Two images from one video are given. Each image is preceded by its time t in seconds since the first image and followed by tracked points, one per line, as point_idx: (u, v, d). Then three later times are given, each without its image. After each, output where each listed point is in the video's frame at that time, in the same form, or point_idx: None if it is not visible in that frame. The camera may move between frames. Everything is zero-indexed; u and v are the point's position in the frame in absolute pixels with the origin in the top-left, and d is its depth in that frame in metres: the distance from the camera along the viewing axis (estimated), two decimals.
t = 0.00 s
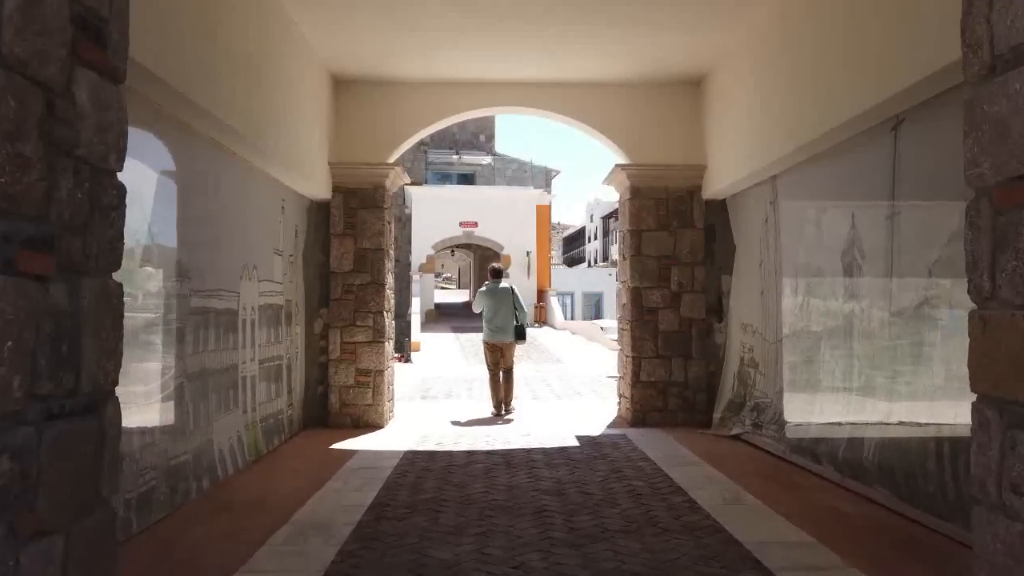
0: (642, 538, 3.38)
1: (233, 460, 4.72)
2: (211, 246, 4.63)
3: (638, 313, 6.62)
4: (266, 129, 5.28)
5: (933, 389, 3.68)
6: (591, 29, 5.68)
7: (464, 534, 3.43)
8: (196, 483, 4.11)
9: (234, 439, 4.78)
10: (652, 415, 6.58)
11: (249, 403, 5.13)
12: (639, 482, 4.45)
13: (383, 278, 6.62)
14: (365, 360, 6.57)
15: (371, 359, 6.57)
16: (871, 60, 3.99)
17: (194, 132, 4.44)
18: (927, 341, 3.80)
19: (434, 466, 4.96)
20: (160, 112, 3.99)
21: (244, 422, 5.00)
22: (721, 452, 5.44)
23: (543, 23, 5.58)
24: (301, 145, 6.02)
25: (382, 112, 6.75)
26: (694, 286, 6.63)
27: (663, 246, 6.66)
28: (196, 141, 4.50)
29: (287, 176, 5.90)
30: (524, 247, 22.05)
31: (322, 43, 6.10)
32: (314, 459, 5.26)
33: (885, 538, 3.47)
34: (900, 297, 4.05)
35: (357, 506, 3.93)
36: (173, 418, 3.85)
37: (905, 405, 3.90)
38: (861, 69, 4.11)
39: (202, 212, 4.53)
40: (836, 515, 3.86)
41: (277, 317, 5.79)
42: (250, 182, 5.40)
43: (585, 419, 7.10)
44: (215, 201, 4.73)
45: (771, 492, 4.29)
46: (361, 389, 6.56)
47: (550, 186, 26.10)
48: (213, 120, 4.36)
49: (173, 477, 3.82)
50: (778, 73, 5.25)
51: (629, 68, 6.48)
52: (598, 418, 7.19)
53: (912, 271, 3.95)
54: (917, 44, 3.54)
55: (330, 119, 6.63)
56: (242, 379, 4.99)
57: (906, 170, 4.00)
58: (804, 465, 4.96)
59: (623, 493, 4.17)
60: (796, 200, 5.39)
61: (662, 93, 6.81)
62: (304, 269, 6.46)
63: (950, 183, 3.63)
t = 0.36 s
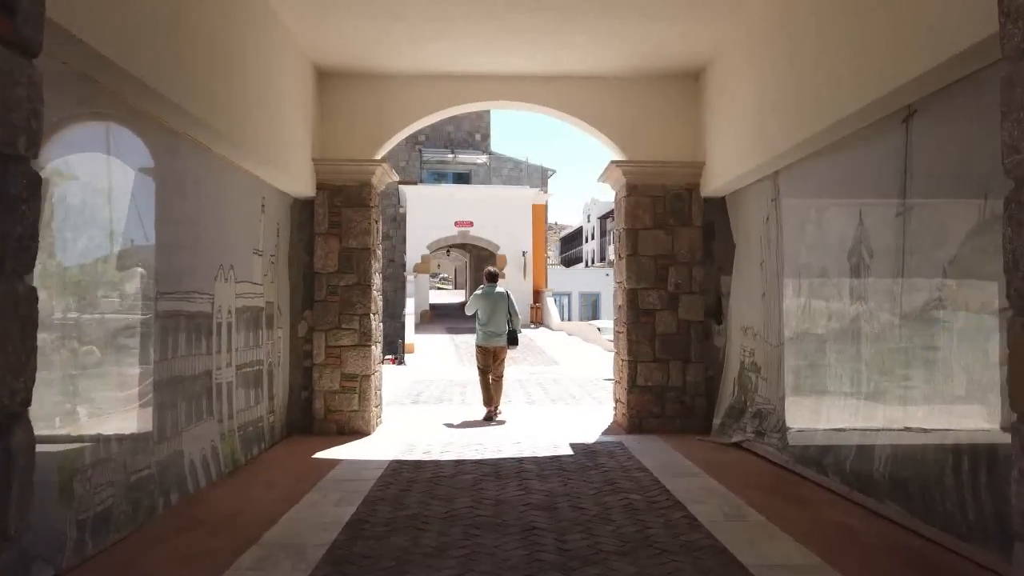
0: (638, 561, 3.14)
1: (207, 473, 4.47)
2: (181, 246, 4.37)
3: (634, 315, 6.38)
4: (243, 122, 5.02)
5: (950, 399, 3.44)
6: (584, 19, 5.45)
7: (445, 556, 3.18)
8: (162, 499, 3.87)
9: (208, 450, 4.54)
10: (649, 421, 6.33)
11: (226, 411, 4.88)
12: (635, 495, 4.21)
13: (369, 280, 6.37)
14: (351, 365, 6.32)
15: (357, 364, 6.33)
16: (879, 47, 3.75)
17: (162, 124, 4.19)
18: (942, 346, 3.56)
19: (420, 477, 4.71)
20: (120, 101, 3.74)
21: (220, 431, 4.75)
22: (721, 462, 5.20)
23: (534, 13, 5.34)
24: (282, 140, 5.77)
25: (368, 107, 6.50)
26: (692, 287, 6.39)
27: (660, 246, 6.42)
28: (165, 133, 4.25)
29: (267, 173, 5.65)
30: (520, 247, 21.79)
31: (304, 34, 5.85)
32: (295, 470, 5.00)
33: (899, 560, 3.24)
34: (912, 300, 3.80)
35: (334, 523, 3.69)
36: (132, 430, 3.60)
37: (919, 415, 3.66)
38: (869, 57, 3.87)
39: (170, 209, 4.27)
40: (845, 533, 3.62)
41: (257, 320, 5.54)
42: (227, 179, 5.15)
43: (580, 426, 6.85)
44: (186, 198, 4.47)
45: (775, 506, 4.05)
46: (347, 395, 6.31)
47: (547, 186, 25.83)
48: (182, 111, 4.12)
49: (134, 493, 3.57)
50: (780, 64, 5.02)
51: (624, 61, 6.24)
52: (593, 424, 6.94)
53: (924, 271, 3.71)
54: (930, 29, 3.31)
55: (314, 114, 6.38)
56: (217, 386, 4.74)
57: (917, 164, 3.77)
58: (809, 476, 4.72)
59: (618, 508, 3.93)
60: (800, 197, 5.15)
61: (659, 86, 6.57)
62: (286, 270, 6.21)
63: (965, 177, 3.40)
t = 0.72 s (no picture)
0: None
1: (190, 481, 4.27)
2: (163, 244, 4.18)
3: (636, 316, 6.18)
4: (229, 115, 4.83)
5: (974, 406, 3.23)
6: (584, 10, 5.26)
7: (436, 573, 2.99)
8: (138, 510, 3.67)
9: (192, 457, 4.35)
10: (651, 426, 6.13)
11: (212, 416, 4.68)
12: (638, 504, 4.01)
13: (363, 279, 6.17)
14: (344, 367, 6.13)
15: (351, 367, 6.13)
16: (895, 33, 3.55)
17: (141, 116, 4.00)
18: (964, 349, 3.35)
19: (413, 485, 4.51)
20: (95, 90, 3.55)
21: (205, 437, 4.55)
22: (728, 468, 4.99)
23: (532, 3, 5.15)
24: (272, 135, 5.57)
25: (362, 102, 6.30)
26: (697, 287, 6.19)
27: (663, 244, 6.22)
28: (145, 125, 4.05)
29: (256, 169, 5.45)
30: (521, 247, 21.57)
31: (295, 26, 5.66)
32: (284, 477, 4.80)
33: None
34: (932, 299, 3.60)
35: (320, 536, 3.49)
36: (102, 437, 3.40)
37: (940, 422, 3.45)
38: (885, 44, 3.67)
39: (151, 205, 4.08)
40: (862, 547, 3.41)
41: (245, 321, 5.34)
42: (214, 174, 4.96)
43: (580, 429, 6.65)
44: (168, 194, 4.28)
45: (786, 517, 3.85)
46: (340, 399, 6.11)
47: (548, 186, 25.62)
48: (163, 103, 3.93)
49: (107, 504, 3.39)
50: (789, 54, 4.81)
51: (626, 54, 6.04)
52: (594, 427, 6.74)
53: (943, 270, 3.51)
54: (950, 13, 3.11)
55: (306, 109, 6.18)
56: (202, 390, 4.54)
57: (935, 157, 3.56)
58: (820, 484, 4.51)
59: (620, 518, 3.73)
60: (809, 193, 4.94)
61: (662, 80, 6.37)
62: (277, 270, 6.01)
63: (988, 170, 3.19)
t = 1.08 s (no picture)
0: None
1: (176, 493, 4.04)
2: (146, 242, 3.95)
3: (644, 318, 5.94)
4: (220, 107, 4.59)
5: (1015, 417, 2.99)
6: None
7: None
8: (117, 524, 3.44)
9: (178, 466, 4.12)
10: (661, 432, 5.89)
11: (200, 423, 4.44)
12: (650, 519, 3.77)
13: (361, 279, 5.93)
14: (341, 371, 5.89)
15: (349, 370, 5.90)
16: (927, 17, 3.31)
17: (123, 106, 3.77)
18: (1002, 355, 3.11)
19: (411, 496, 4.28)
20: (71, 78, 3.32)
21: (193, 446, 4.31)
22: (743, 479, 4.75)
23: None
24: (266, 129, 5.34)
25: (360, 96, 6.07)
26: (707, 288, 5.95)
27: (672, 243, 5.98)
28: (128, 117, 3.82)
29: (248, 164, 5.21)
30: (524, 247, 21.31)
31: (289, 16, 5.43)
32: (276, 487, 4.57)
33: None
34: (966, 302, 3.36)
35: (310, 554, 3.27)
36: (75, 448, 3.17)
37: (976, 433, 3.21)
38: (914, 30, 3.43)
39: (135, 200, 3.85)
40: (894, 568, 3.17)
41: (237, 323, 5.11)
42: (204, 169, 4.72)
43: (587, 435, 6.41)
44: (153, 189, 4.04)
45: (808, 533, 3.61)
46: (337, 403, 5.88)
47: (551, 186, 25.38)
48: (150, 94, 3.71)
49: (81, 520, 3.17)
50: (808, 44, 4.57)
51: (634, 46, 5.81)
52: (600, 433, 6.50)
53: (978, 271, 3.27)
54: None
55: (302, 103, 5.95)
56: (189, 396, 4.31)
57: (970, 149, 3.32)
58: (842, 496, 4.27)
59: (631, 535, 3.49)
60: (828, 189, 4.69)
61: (672, 74, 6.13)
62: (272, 270, 5.78)
63: None
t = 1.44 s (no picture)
0: None
1: (163, 499, 3.88)
2: (133, 237, 3.78)
3: (651, 318, 5.76)
4: (212, 97, 4.42)
5: None
6: None
7: None
8: (97, 533, 3.28)
9: (166, 471, 3.95)
10: (668, 435, 5.72)
11: (190, 426, 4.28)
12: (659, 528, 3.59)
13: (359, 277, 5.75)
14: (338, 372, 5.72)
15: (346, 371, 5.72)
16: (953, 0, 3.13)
17: (105, 94, 3.59)
18: None
19: (409, 502, 4.10)
20: (53, 65, 3.15)
21: (183, 449, 4.15)
22: (755, 484, 4.58)
23: None
24: (260, 121, 5.17)
25: (358, 88, 5.89)
26: (716, 287, 5.78)
27: (679, 240, 5.80)
28: (111, 103, 3.63)
29: (241, 158, 5.04)
30: (528, 247, 21.15)
31: (285, 5, 5.25)
32: (269, 492, 4.40)
33: None
34: (992, 301, 3.18)
35: (300, 565, 3.11)
36: (53, 450, 3.01)
37: (1004, 439, 3.04)
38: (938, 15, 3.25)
39: (123, 196, 3.71)
40: None
41: (229, 322, 4.95)
42: (195, 161, 4.55)
43: (590, 438, 6.24)
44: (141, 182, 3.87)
45: (825, 543, 3.44)
46: (334, 405, 5.71)
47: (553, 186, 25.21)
48: (136, 82, 3.53)
49: (57, 529, 3.00)
50: (822, 33, 4.39)
51: (640, 37, 5.63)
52: (605, 436, 6.33)
53: (1006, 268, 3.09)
54: None
55: (299, 96, 5.78)
56: (178, 398, 4.14)
57: (997, 139, 3.14)
58: (858, 503, 4.09)
59: (639, 546, 3.31)
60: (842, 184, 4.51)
61: (679, 67, 5.95)
62: (266, 267, 5.62)
63: None
